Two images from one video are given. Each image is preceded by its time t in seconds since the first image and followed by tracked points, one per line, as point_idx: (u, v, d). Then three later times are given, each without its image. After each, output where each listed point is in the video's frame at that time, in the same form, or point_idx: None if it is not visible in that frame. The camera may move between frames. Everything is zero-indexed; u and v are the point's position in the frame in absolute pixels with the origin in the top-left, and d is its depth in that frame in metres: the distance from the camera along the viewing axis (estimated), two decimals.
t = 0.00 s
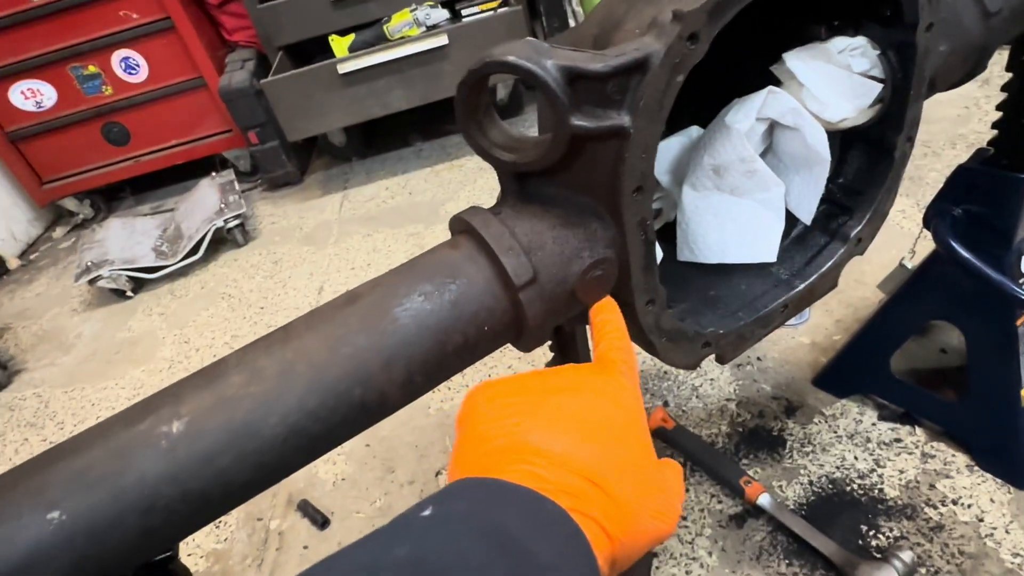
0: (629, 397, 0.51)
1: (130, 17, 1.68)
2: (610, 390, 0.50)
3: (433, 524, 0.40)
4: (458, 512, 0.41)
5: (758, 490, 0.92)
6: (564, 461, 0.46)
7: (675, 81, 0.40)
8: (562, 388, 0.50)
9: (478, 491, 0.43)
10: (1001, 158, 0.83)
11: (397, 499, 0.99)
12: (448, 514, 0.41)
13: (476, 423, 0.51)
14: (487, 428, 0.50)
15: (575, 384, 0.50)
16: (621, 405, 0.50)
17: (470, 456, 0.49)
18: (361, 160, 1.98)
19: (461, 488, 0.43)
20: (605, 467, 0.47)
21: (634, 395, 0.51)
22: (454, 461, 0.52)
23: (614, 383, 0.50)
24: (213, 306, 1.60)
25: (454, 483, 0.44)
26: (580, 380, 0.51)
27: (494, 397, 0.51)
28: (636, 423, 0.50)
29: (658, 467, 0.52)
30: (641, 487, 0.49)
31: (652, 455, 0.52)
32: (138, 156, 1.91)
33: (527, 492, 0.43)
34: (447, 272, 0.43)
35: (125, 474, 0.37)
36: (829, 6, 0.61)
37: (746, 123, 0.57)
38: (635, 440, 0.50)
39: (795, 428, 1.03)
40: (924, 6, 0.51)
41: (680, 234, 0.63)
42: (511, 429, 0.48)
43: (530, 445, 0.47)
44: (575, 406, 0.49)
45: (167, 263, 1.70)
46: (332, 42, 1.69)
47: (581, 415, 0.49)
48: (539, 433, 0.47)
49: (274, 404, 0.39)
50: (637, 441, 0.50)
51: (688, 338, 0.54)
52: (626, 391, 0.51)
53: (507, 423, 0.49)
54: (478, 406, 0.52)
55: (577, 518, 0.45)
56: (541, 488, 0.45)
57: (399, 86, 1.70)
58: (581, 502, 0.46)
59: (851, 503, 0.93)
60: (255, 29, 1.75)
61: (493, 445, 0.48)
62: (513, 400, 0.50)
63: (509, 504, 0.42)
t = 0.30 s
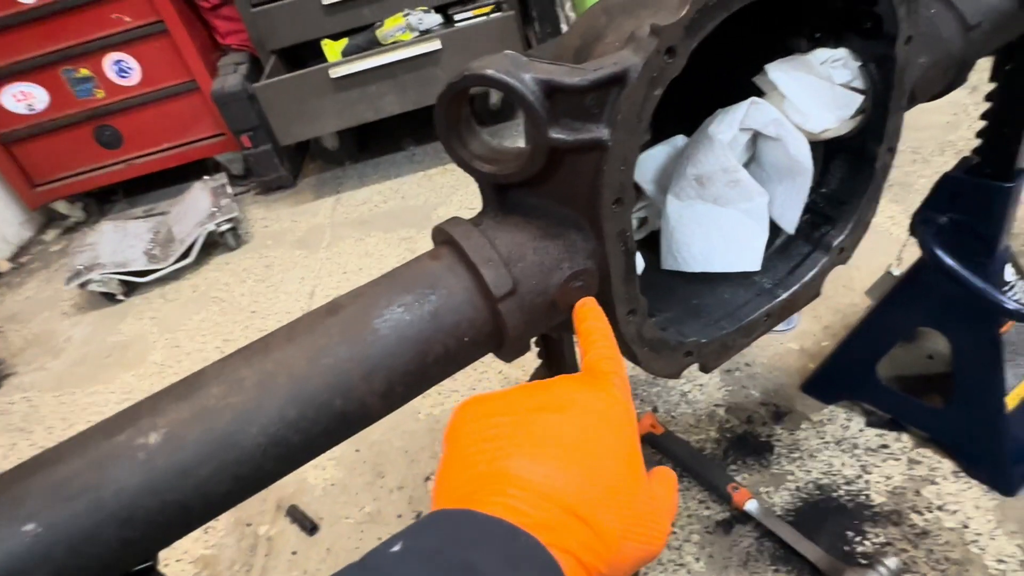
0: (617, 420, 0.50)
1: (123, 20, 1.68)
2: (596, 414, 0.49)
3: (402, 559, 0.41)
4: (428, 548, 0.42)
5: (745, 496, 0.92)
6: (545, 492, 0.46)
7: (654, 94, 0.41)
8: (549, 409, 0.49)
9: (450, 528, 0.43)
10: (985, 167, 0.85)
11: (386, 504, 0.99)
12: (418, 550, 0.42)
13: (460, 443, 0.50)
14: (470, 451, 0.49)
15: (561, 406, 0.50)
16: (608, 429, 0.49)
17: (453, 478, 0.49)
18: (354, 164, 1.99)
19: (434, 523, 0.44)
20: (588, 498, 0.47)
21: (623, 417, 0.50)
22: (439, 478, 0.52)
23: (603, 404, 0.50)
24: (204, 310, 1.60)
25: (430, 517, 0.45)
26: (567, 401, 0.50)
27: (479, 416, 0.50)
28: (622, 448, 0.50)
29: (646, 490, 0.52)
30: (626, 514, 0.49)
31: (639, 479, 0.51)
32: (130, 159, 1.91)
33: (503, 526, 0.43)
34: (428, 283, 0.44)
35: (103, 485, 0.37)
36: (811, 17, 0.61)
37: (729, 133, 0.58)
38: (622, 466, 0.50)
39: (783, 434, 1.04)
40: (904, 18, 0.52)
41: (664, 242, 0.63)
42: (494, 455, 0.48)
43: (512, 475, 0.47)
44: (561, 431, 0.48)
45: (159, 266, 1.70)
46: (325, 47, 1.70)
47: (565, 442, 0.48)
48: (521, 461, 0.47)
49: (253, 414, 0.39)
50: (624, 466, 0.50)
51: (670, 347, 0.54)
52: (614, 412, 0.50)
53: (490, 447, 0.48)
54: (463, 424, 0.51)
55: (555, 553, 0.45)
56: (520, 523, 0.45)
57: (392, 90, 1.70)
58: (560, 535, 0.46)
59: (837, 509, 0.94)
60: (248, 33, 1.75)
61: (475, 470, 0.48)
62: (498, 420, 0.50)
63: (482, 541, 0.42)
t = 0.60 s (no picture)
0: (615, 413, 0.50)
1: (123, 19, 1.68)
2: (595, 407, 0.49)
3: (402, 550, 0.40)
4: (428, 538, 0.41)
5: (741, 496, 0.93)
6: (545, 484, 0.47)
7: (647, 97, 0.41)
8: (547, 402, 0.50)
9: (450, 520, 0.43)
10: (980, 170, 0.86)
11: (383, 504, 1.00)
12: (420, 537, 0.41)
13: (459, 435, 0.51)
14: (470, 443, 0.50)
15: (560, 399, 0.50)
16: (606, 422, 0.50)
17: (453, 471, 0.49)
18: (353, 164, 1.99)
19: (433, 514, 0.44)
20: (586, 489, 0.48)
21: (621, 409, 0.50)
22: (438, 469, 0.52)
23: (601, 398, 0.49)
24: (203, 309, 1.60)
25: (430, 508, 0.45)
26: (566, 394, 0.50)
27: (477, 410, 0.51)
28: (620, 439, 0.50)
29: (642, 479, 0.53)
30: (623, 503, 0.50)
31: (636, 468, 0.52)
32: (130, 158, 1.91)
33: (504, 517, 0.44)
34: (423, 282, 0.44)
35: (101, 481, 0.37)
36: (806, 20, 0.62)
37: (724, 136, 0.58)
38: (620, 457, 0.50)
39: (779, 434, 1.04)
40: (896, 22, 0.52)
41: (660, 244, 0.64)
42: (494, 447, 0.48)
43: (512, 467, 0.47)
44: (559, 425, 0.49)
45: (158, 265, 1.70)
46: (325, 47, 1.70)
47: (564, 435, 0.48)
48: (521, 454, 0.47)
49: (249, 411, 0.40)
50: (622, 456, 0.50)
51: (664, 347, 0.55)
52: (613, 405, 0.50)
53: (489, 440, 0.49)
54: (462, 417, 0.51)
55: (556, 541, 0.46)
56: (521, 514, 0.45)
57: (391, 91, 1.71)
58: (561, 525, 0.47)
59: (832, 509, 0.94)
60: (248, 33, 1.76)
61: (475, 462, 0.49)
62: (496, 413, 0.50)
63: (484, 531, 0.42)
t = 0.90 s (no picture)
0: (597, 407, 0.50)
1: (122, 21, 1.69)
2: (577, 400, 0.49)
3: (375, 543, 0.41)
4: (401, 530, 0.41)
5: (734, 501, 0.93)
6: (523, 475, 0.47)
7: (638, 106, 0.41)
8: (529, 394, 0.50)
9: (429, 511, 0.43)
10: (972, 178, 0.86)
11: (377, 507, 1.00)
12: (394, 531, 0.41)
13: (441, 427, 0.51)
14: (450, 433, 0.50)
15: (541, 391, 0.50)
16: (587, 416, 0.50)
17: (432, 459, 0.50)
18: (351, 167, 1.99)
19: (411, 504, 0.44)
20: (564, 481, 0.48)
21: (604, 403, 0.51)
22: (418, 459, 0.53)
23: (586, 392, 0.49)
24: (199, 311, 1.61)
25: (408, 498, 0.45)
26: (549, 385, 0.50)
27: (460, 400, 0.51)
28: (599, 435, 0.51)
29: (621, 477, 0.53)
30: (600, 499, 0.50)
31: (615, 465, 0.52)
32: (127, 159, 1.91)
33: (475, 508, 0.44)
34: (415, 288, 0.44)
35: (91, 484, 0.37)
36: (799, 30, 0.62)
37: (716, 142, 0.58)
38: (599, 452, 0.50)
39: (773, 440, 1.05)
40: (888, 33, 0.53)
41: (653, 250, 0.64)
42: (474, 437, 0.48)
43: (491, 457, 0.47)
44: (540, 417, 0.49)
45: (155, 267, 1.70)
46: (323, 50, 1.71)
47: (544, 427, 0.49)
48: (500, 445, 0.48)
49: (241, 415, 0.40)
50: (600, 451, 0.51)
51: (655, 353, 0.55)
52: (595, 399, 0.50)
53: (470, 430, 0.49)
54: (445, 408, 0.52)
55: (530, 535, 0.46)
56: (496, 506, 0.45)
57: (389, 94, 1.71)
58: (537, 518, 0.46)
59: (825, 515, 0.94)
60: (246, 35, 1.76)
61: (455, 452, 0.49)
62: (479, 404, 0.51)
63: (457, 525, 0.42)
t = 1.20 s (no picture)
0: (584, 410, 0.50)
1: (118, 21, 1.68)
2: (561, 407, 0.49)
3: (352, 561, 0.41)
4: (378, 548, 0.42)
5: (727, 508, 0.93)
6: (505, 489, 0.47)
7: (633, 112, 0.41)
8: (513, 400, 0.50)
9: (408, 524, 0.44)
10: (966, 187, 0.86)
11: (369, 511, 0.99)
12: (373, 549, 0.42)
13: (425, 436, 0.51)
14: (434, 443, 0.50)
15: (525, 398, 0.49)
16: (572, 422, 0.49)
17: (417, 471, 0.50)
18: (346, 170, 1.99)
19: (390, 518, 0.44)
20: (547, 492, 0.48)
21: (590, 407, 0.50)
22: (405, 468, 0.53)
23: (571, 395, 0.49)
24: (193, 313, 1.60)
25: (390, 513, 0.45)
26: (533, 391, 0.50)
27: (443, 408, 0.51)
28: (586, 438, 0.50)
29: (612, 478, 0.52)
30: (587, 505, 0.50)
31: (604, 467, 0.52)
32: (122, 160, 1.91)
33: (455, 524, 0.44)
34: (408, 291, 0.44)
35: (76, 487, 0.37)
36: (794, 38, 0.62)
37: (710, 149, 0.58)
38: (585, 457, 0.50)
39: (766, 447, 1.04)
40: (884, 41, 0.53)
41: (647, 256, 0.64)
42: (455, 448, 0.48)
43: (472, 470, 0.47)
44: (523, 426, 0.48)
45: (148, 268, 1.69)
46: (320, 52, 1.71)
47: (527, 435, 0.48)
48: (482, 457, 0.47)
49: (229, 419, 0.39)
50: (587, 455, 0.50)
51: (649, 358, 0.55)
52: (580, 403, 0.49)
53: (452, 442, 0.49)
54: (429, 416, 0.51)
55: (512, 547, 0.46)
56: (477, 520, 0.46)
57: (386, 97, 1.71)
58: (519, 529, 0.47)
59: (817, 523, 0.94)
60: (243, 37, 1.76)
61: (438, 465, 0.49)
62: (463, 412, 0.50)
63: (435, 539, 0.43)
